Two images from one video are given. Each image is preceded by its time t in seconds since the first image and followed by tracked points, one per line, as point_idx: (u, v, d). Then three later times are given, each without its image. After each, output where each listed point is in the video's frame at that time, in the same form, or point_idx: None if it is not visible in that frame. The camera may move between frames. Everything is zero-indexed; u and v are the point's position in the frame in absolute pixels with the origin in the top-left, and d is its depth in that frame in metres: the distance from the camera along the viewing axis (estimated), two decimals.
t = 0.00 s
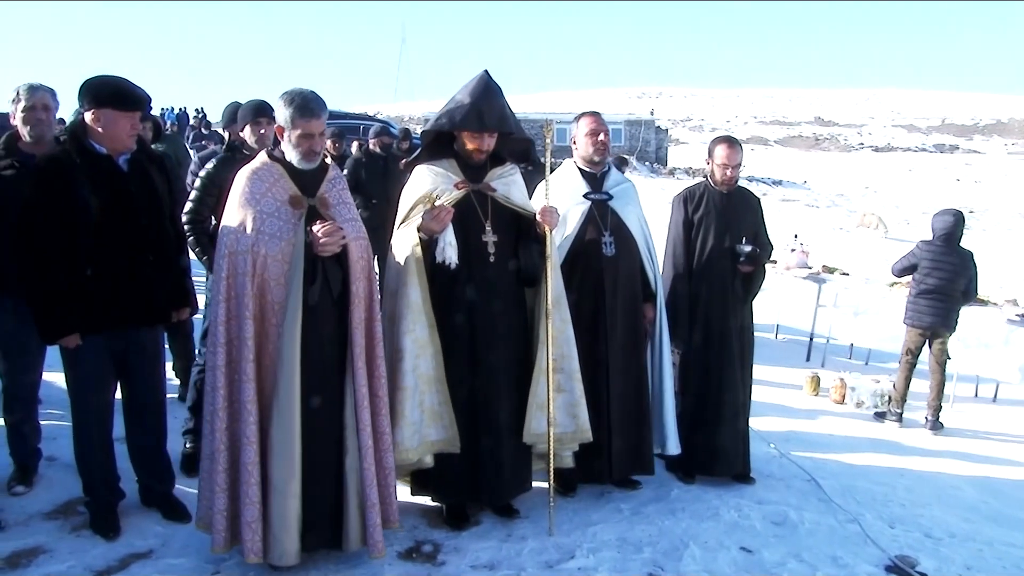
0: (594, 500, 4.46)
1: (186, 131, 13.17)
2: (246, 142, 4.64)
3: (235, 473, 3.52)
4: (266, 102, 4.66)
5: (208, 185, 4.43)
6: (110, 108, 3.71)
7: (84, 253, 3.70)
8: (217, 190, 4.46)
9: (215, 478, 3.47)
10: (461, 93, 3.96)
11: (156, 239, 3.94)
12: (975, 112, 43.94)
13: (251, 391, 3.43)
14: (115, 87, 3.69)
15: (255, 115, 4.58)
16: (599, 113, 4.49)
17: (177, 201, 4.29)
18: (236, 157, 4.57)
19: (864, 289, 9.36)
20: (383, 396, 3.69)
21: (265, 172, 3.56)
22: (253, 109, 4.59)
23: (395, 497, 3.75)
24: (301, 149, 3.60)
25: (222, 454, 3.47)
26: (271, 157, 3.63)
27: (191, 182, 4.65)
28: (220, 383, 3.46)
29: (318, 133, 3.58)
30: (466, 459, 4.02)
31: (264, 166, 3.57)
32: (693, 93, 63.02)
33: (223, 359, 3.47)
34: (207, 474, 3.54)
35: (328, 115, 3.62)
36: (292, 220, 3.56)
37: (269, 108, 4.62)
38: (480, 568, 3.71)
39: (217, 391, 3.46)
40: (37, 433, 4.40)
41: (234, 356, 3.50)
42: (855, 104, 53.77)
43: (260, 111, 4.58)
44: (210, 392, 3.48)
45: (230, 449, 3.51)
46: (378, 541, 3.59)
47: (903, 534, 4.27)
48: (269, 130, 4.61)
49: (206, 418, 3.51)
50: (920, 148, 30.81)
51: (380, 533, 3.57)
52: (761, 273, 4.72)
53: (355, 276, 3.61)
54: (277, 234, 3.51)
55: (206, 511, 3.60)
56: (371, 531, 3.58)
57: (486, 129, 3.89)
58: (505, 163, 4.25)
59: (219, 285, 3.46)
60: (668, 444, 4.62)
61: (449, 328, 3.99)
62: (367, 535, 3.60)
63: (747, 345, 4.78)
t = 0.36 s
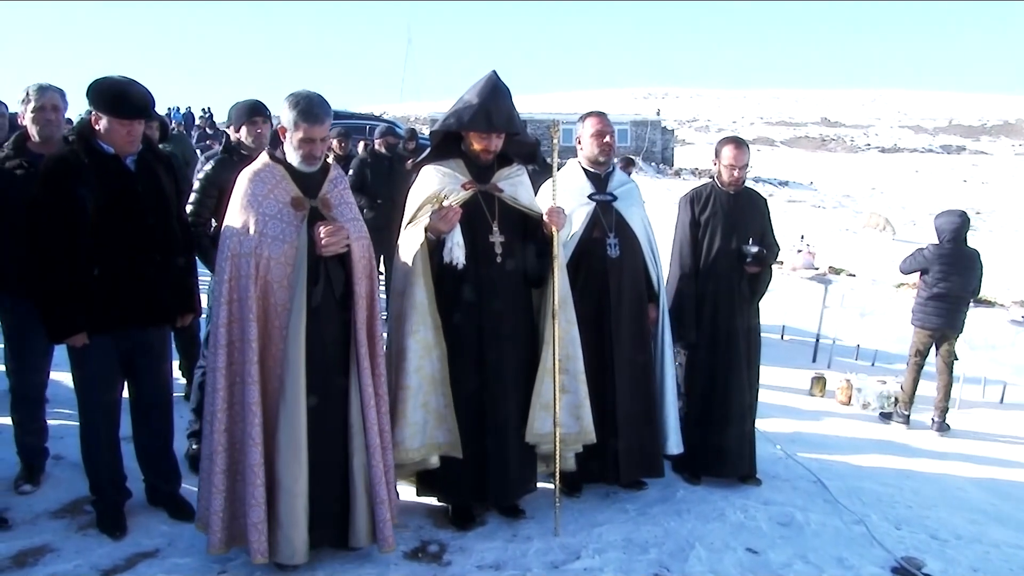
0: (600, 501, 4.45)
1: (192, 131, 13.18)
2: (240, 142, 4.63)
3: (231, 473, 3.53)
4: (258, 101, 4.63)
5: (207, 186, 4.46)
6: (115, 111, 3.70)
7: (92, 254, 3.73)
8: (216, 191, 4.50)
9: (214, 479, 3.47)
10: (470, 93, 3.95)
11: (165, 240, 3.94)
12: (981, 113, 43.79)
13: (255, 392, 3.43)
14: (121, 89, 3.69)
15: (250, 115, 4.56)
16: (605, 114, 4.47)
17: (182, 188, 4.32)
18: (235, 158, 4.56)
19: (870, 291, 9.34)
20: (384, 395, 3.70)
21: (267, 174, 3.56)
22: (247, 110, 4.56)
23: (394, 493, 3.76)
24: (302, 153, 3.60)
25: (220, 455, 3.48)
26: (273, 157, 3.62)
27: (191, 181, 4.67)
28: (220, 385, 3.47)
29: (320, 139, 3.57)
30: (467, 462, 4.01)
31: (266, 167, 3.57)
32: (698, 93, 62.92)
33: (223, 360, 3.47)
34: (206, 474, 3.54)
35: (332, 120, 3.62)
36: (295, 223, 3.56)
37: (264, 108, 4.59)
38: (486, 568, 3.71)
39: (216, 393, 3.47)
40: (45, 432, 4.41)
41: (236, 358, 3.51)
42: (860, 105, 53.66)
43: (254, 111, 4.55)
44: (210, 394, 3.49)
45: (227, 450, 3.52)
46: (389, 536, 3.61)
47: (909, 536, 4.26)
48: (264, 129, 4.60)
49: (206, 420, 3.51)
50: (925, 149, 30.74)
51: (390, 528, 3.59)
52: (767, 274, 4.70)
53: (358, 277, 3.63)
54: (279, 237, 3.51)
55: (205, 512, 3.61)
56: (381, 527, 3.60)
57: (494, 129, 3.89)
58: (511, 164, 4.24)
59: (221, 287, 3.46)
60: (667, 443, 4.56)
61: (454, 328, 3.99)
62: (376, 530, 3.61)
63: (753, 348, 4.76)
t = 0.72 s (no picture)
0: (600, 502, 4.46)
1: (191, 132, 13.17)
2: (225, 142, 4.63)
3: (225, 471, 3.55)
4: (243, 100, 4.62)
5: (197, 187, 4.46)
6: (115, 114, 3.71)
7: (93, 254, 3.73)
8: (205, 191, 4.48)
9: (205, 478, 3.49)
10: (472, 95, 3.95)
11: (165, 240, 3.94)
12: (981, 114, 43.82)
13: (250, 393, 3.44)
14: (122, 91, 3.69)
15: (235, 115, 4.56)
16: (599, 114, 4.46)
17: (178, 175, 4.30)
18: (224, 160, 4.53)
19: (869, 292, 9.35)
20: (378, 395, 3.71)
21: (263, 174, 3.56)
22: (232, 109, 4.56)
23: (387, 490, 3.78)
24: (298, 156, 3.60)
25: (213, 454, 3.49)
26: (270, 157, 3.62)
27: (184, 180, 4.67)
28: (214, 385, 3.47)
29: (317, 142, 3.57)
30: (466, 462, 4.01)
31: (262, 168, 3.57)
32: (699, 93, 62.90)
33: (218, 361, 3.47)
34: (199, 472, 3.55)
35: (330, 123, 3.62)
36: (291, 224, 3.56)
37: (249, 107, 4.59)
38: (486, 569, 3.71)
39: (210, 393, 3.47)
40: (44, 432, 4.41)
41: (230, 358, 3.51)
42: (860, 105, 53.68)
43: (239, 110, 4.55)
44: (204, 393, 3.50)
45: (220, 449, 3.53)
46: (376, 536, 3.64)
47: (909, 537, 4.26)
48: (250, 127, 4.60)
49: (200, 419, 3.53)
50: (926, 149, 30.76)
51: (378, 528, 3.62)
52: (768, 275, 4.68)
53: (353, 278, 3.62)
54: (274, 238, 3.51)
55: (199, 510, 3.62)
56: (367, 528, 3.63)
57: (495, 131, 3.89)
58: (512, 165, 4.24)
59: (216, 288, 3.47)
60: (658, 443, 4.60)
61: (452, 328, 3.99)
62: (364, 530, 3.64)
63: (754, 352, 4.76)
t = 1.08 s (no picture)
0: (598, 504, 4.46)
1: (190, 135, 13.18)
2: (221, 146, 4.59)
3: (220, 473, 3.55)
4: (241, 103, 4.55)
5: (194, 191, 4.48)
6: (113, 118, 3.72)
7: (94, 258, 3.73)
8: (202, 195, 4.50)
9: (201, 479, 3.50)
10: (471, 99, 3.96)
11: (163, 243, 3.95)
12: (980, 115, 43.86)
13: (245, 396, 3.44)
14: (121, 95, 3.71)
15: (230, 117, 4.50)
16: (591, 117, 4.48)
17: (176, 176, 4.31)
18: (221, 164, 4.55)
19: (867, 294, 9.36)
20: (373, 398, 3.71)
21: (260, 178, 3.57)
22: (228, 111, 4.50)
23: (382, 493, 3.78)
24: (296, 159, 3.60)
25: (208, 456, 3.50)
26: (268, 161, 3.62)
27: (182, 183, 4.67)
28: (210, 388, 3.47)
29: (315, 146, 3.58)
30: (462, 465, 4.01)
31: (260, 172, 3.57)
32: (698, 95, 62.95)
33: (213, 364, 3.48)
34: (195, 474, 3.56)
35: (328, 126, 3.63)
36: (287, 227, 3.56)
37: (245, 110, 4.54)
38: (484, 571, 3.72)
39: (205, 396, 3.48)
40: (43, 435, 4.42)
41: (226, 361, 3.52)
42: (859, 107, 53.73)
43: (234, 112, 4.49)
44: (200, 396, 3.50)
45: (216, 452, 3.54)
46: (361, 540, 3.62)
47: (907, 538, 4.26)
48: (246, 130, 4.55)
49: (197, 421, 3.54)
50: (925, 151, 30.79)
51: (364, 533, 3.61)
52: (766, 278, 4.68)
53: (349, 281, 3.62)
54: (271, 242, 3.51)
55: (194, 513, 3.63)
56: (354, 531, 3.61)
57: (494, 135, 3.90)
58: (511, 168, 4.24)
59: (213, 291, 3.48)
60: (653, 446, 4.57)
61: (451, 329, 4.00)
62: (351, 533, 3.62)
63: (752, 355, 4.76)
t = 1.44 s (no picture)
0: (599, 504, 4.46)
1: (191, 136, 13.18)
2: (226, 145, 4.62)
3: (223, 475, 3.55)
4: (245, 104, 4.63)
5: (198, 191, 4.46)
6: (114, 119, 3.72)
7: (94, 259, 3.74)
8: (205, 194, 4.48)
9: (204, 480, 3.49)
10: (472, 99, 3.96)
11: (165, 243, 3.95)
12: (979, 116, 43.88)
13: (248, 396, 3.44)
14: (122, 96, 3.70)
15: (235, 117, 4.56)
16: (590, 117, 4.48)
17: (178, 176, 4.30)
18: (225, 164, 4.54)
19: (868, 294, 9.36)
20: (378, 399, 3.71)
21: (263, 178, 3.56)
22: (233, 112, 4.56)
23: (387, 494, 3.77)
24: (298, 159, 3.60)
25: (211, 458, 3.49)
26: (271, 161, 3.61)
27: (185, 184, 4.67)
28: (213, 389, 3.47)
29: (317, 146, 3.57)
30: (466, 465, 4.02)
31: (262, 172, 3.57)
32: (698, 96, 62.94)
33: (216, 364, 3.48)
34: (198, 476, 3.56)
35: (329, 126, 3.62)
36: (289, 228, 3.56)
37: (250, 111, 4.59)
38: (486, 572, 3.72)
39: (208, 397, 3.48)
40: (46, 435, 4.42)
41: (229, 362, 3.52)
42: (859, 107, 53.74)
43: (239, 112, 4.56)
44: (204, 397, 3.50)
45: (219, 453, 3.54)
46: (370, 541, 3.63)
47: (909, 539, 4.26)
48: (250, 129, 4.60)
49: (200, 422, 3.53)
50: (925, 151, 30.80)
51: (372, 533, 3.61)
52: (770, 280, 4.67)
53: (352, 282, 3.63)
54: (274, 242, 3.51)
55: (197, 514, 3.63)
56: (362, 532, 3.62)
57: (497, 136, 3.90)
58: (512, 169, 4.24)
59: (216, 291, 3.47)
60: (657, 447, 4.58)
61: (453, 330, 4.00)
62: (360, 534, 3.63)
63: (754, 356, 4.76)
